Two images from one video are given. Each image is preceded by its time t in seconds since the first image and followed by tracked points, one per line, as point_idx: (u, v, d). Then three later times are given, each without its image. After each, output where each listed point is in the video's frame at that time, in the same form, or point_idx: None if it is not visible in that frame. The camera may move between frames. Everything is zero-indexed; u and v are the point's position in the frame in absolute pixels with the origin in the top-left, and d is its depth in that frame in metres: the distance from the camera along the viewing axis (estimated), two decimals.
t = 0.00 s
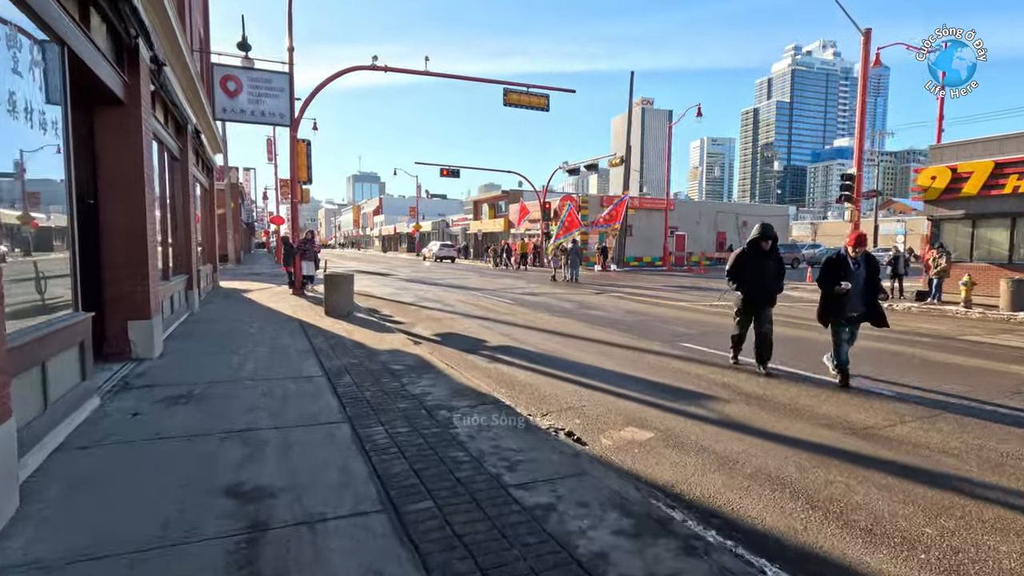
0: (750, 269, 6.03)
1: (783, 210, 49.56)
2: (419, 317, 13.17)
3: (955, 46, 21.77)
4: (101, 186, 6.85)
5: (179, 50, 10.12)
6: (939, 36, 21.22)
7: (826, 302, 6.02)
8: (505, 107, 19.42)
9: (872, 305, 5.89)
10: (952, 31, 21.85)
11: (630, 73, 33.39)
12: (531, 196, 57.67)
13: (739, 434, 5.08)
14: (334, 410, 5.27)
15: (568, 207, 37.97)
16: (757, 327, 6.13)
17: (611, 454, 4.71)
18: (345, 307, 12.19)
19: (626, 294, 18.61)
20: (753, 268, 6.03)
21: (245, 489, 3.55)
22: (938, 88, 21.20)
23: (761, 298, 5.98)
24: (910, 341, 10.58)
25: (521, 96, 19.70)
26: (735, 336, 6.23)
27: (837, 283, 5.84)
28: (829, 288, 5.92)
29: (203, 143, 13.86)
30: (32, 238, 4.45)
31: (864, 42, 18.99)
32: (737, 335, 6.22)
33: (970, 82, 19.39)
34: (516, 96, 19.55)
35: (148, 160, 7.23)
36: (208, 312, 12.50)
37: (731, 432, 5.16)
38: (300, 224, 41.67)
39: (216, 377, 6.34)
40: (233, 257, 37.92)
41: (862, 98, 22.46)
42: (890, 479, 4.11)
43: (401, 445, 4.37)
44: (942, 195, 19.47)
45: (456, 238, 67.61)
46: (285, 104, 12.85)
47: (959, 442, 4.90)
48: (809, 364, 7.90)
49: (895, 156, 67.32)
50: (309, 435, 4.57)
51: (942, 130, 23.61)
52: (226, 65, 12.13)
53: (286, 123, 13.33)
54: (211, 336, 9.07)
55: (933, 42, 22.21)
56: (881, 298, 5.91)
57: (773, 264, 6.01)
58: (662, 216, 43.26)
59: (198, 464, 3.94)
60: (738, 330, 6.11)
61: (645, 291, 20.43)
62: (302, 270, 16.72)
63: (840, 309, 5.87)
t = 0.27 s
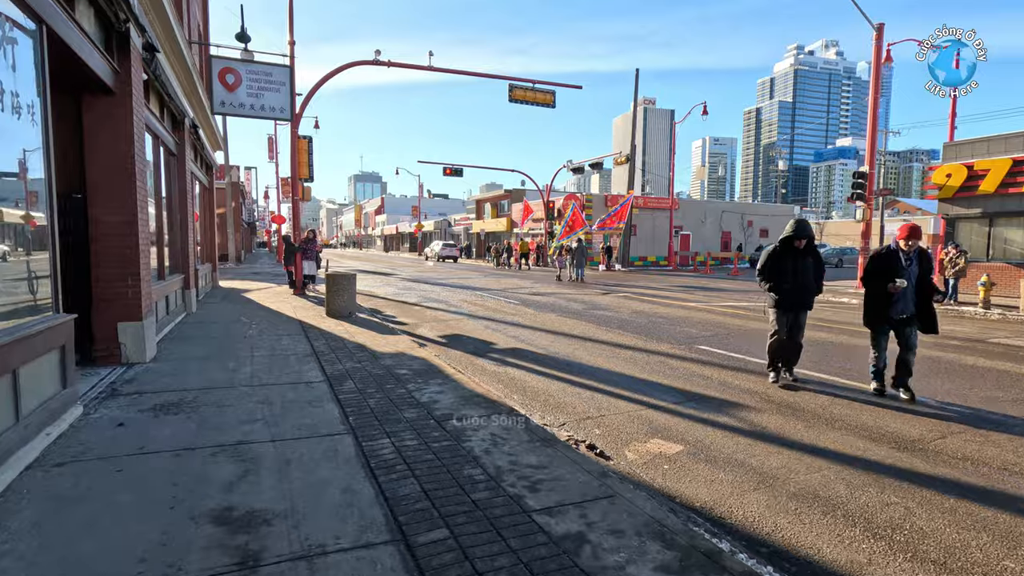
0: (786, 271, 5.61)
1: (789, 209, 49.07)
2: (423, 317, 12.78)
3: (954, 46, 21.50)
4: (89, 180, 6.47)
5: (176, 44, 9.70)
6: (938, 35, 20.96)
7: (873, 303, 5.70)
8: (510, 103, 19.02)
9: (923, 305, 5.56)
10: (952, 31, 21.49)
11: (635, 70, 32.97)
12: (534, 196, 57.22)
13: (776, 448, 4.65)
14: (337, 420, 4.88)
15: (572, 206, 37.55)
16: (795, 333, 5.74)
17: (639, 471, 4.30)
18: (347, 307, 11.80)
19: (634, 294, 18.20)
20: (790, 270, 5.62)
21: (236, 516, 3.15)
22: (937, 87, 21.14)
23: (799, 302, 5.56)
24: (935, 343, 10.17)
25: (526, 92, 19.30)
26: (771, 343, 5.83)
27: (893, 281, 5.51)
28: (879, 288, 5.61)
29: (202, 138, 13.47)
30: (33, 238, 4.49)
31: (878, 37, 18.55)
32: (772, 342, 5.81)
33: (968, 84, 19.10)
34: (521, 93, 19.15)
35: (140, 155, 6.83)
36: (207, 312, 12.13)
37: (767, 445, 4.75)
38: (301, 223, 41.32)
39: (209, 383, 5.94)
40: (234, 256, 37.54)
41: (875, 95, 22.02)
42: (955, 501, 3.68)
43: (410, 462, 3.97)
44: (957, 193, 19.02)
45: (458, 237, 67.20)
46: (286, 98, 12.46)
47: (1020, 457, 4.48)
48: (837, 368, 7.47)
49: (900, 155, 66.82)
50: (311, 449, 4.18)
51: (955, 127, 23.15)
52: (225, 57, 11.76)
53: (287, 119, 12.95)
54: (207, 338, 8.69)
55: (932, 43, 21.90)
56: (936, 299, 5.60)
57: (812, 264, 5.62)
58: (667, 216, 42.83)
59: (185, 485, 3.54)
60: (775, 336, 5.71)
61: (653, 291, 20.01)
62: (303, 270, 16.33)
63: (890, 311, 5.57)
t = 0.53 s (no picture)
0: (822, 282, 5.21)
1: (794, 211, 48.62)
2: (426, 322, 12.36)
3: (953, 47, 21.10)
4: (74, 176, 6.09)
5: (171, 39, 9.27)
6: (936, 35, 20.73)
7: (933, 315, 5.35)
8: (515, 102, 18.62)
9: (991, 325, 5.12)
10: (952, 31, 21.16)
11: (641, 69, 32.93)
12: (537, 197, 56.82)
13: (820, 474, 4.24)
14: (337, 442, 4.46)
15: (575, 207, 37.16)
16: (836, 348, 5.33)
17: (671, 500, 3.89)
18: (348, 312, 11.39)
19: (642, 297, 17.76)
20: (826, 282, 5.21)
21: (221, 564, 2.74)
22: (935, 88, 20.95)
23: (839, 318, 5.17)
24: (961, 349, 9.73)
25: (531, 91, 18.90)
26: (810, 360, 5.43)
27: (955, 294, 5.13)
28: (940, 299, 5.26)
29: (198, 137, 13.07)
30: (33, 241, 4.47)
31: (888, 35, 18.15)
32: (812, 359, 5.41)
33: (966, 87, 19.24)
34: (526, 91, 18.75)
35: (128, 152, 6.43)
36: (204, 316, 11.73)
37: (808, 469, 4.33)
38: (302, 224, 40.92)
39: (201, 397, 5.53)
40: (234, 257, 37.14)
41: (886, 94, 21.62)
42: None
43: (418, 494, 3.56)
44: (973, 194, 18.58)
45: (460, 238, 66.79)
46: (285, 95, 12.08)
47: None
48: (866, 379, 7.06)
49: (905, 155, 66.35)
50: (308, 477, 3.76)
51: (967, 126, 22.75)
52: (222, 52, 11.36)
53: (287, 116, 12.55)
54: (202, 346, 8.28)
55: (931, 45, 21.62)
56: (1007, 317, 5.14)
57: (852, 273, 5.21)
58: (671, 217, 42.41)
59: (165, 522, 3.13)
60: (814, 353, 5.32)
61: (660, 294, 19.58)
62: (303, 272, 15.93)
63: (951, 325, 5.19)
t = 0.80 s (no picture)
0: (867, 283, 4.86)
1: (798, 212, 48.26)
2: (430, 325, 11.97)
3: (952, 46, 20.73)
4: (57, 172, 5.70)
5: (164, 31, 8.89)
6: (936, 35, 20.50)
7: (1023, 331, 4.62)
8: (519, 100, 18.26)
9: None
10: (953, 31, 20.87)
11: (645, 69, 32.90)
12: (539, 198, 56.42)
13: (870, 497, 3.85)
14: (339, 459, 4.07)
15: (578, 208, 36.78)
16: (882, 355, 5.00)
17: (710, 528, 3.49)
18: (348, 315, 10.99)
19: (650, 300, 17.37)
20: (873, 282, 4.85)
21: None
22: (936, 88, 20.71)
23: (885, 322, 4.81)
24: (988, 354, 9.35)
25: (536, 89, 18.53)
26: (851, 367, 5.13)
27: None
28: None
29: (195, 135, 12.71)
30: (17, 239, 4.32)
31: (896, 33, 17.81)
32: (854, 365, 5.11)
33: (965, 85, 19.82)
34: (530, 89, 18.38)
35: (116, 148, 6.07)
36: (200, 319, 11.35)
37: (857, 492, 3.94)
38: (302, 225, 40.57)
39: (192, 409, 5.13)
40: (233, 259, 36.69)
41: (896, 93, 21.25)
42: None
43: (430, 524, 3.15)
44: (987, 194, 18.21)
45: (461, 240, 66.38)
46: (285, 91, 11.70)
47: None
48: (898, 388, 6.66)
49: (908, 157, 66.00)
50: (307, 502, 3.38)
51: (978, 126, 22.38)
52: (220, 46, 10.93)
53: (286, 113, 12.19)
54: (196, 351, 7.89)
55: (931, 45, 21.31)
56: None
57: (903, 273, 4.82)
58: (674, 218, 42.06)
59: (142, 561, 2.73)
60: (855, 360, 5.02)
61: (667, 296, 19.19)
62: (303, 274, 15.52)
63: None
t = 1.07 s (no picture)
0: (932, 301, 4.36)
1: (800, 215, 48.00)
2: (433, 331, 11.57)
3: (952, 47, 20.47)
4: (38, 175, 5.31)
5: (157, 25, 8.52)
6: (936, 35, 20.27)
7: None
8: (522, 100, 17.92)
9: None
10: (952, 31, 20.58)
11: (647, 70, 32.72)
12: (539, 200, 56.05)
13: (931, 531, 3.47)
14: (342, 490, 3.68)
15: (579, 210, 36.45)
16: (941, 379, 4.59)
17: (758, 568, 3.12)
18: (349, 321, 10.62)
19: (656, 304, 17.00)
20: (943, 301, 4.33)
21: None
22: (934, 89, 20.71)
23: (950, 347, 4.32)
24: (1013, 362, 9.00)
25: (539, 88, 18.19)
26: (903, 385, 4.81)
27: None
28: None
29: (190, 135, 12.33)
30: None
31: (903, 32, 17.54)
32: (907, 385, 4.79)
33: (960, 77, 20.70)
34: (533, 89, 18.04)
35: (102, 147, 5.69)
36: (195, 325, 10.94)
37: (914, 524, 3.57)
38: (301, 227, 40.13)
39: (181, 428, 4.73)
40: (230, 261, 36.13)
41: (903, 93, 20.95)
42: None
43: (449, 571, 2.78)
44: (998, 197, 17.93)
45: (460, 242, 65.98)
46: (283, 89, 11.34)
47: None
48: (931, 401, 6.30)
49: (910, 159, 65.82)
50: (309, 542, 3.01)
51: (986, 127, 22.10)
52: (216, 43, 10.48)
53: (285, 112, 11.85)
54: (189, 361, 7.49)
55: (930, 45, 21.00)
56: None
57: (979, 291, 4.30)
58: (676, 221, 41.77)
59: None
60: (909, 378, 4.69)
61: (673, 300, 18.82)
62: (301, 278, 15.11)
63: None
